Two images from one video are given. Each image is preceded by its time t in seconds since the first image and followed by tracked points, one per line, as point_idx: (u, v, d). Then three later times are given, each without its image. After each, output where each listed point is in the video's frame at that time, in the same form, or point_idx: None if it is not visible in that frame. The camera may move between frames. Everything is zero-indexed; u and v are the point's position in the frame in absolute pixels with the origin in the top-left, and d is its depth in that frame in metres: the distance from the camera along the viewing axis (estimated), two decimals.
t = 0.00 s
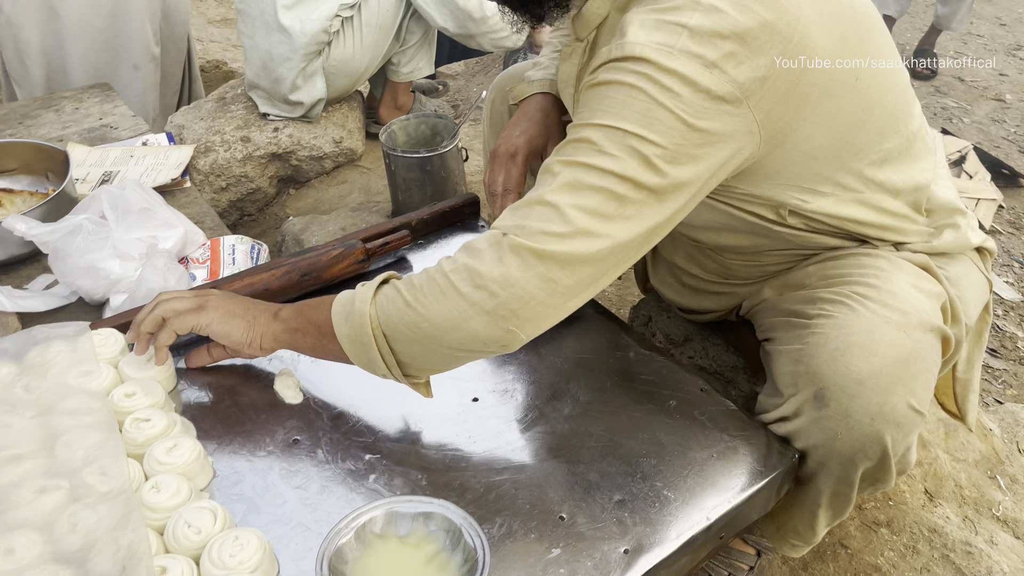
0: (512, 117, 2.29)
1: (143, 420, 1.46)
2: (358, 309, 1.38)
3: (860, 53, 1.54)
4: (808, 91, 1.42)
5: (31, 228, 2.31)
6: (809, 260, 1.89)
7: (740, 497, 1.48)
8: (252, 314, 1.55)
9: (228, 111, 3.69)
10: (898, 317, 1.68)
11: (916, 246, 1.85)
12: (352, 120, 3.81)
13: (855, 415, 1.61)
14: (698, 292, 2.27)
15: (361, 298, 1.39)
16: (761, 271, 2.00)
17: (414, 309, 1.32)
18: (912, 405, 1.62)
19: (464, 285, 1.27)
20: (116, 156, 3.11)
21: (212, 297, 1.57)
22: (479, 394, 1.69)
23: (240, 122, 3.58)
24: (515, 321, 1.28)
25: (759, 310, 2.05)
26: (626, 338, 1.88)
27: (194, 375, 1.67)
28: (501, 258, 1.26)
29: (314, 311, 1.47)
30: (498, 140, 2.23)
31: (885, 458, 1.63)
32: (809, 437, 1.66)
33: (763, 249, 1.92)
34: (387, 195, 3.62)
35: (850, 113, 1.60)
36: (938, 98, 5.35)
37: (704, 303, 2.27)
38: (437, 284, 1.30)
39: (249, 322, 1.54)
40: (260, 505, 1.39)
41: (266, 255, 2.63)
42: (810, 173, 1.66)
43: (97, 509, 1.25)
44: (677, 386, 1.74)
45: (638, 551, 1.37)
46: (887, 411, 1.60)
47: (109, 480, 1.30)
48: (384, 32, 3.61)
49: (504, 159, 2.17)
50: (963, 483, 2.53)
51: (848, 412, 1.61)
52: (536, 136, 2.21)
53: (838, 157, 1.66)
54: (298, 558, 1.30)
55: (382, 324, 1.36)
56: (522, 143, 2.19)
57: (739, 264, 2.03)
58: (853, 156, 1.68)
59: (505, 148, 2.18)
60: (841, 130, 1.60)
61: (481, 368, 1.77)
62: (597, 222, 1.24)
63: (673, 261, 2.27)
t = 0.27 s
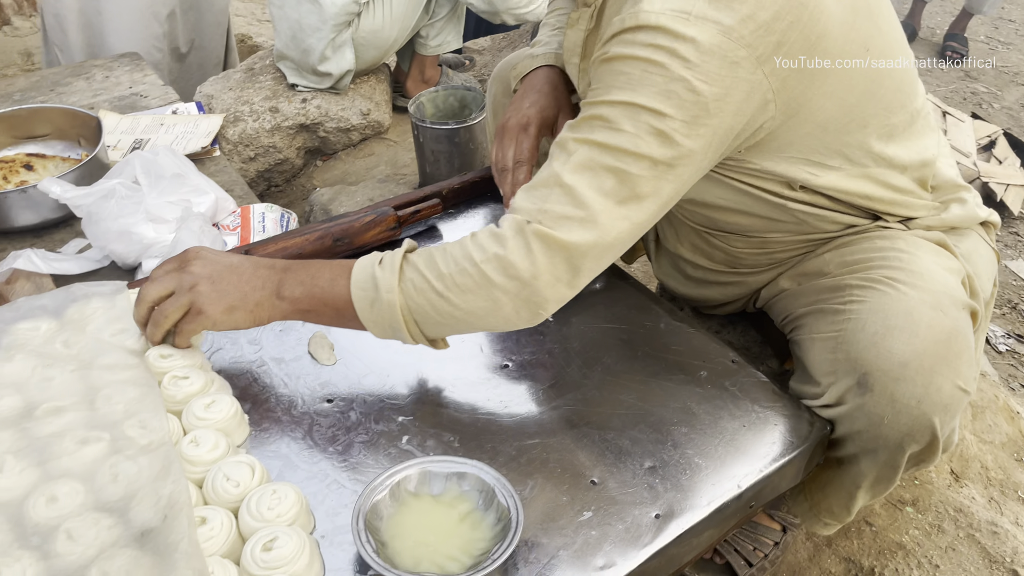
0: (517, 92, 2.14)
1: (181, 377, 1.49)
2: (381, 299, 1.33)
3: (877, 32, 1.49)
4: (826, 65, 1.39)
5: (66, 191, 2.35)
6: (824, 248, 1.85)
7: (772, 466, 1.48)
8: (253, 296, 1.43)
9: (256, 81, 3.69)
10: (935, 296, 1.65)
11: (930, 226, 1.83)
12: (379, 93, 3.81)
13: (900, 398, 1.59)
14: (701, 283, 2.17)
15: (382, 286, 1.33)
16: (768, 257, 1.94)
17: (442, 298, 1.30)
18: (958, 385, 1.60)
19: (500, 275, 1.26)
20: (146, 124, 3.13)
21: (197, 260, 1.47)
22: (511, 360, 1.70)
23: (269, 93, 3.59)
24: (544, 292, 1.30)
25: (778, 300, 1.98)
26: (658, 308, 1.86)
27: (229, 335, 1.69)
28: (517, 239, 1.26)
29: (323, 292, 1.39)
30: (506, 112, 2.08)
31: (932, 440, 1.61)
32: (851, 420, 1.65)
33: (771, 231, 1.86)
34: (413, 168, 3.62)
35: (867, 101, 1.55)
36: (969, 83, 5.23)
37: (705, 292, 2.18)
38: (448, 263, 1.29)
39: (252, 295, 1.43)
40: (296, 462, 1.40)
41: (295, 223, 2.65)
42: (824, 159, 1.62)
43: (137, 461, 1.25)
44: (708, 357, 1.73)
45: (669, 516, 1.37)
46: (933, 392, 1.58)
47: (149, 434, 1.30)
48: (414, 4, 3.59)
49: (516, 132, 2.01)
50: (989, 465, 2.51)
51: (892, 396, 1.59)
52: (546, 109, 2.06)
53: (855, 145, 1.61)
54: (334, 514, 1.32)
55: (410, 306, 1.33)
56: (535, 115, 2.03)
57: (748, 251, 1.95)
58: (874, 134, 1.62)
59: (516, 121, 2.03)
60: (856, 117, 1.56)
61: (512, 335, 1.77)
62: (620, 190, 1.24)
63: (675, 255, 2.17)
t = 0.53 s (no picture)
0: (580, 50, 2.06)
1: (212, 345, 1.49)
2: (445, 255, 1.30)
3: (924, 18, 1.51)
4: (884, 23, 1.41)
5: (96, 161, 2.37)
6: (873, 220, 1.80)
7: (803, 446, 1.46)
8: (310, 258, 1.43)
9: (283, 56, 3.69)
10: (990, 259, 1.64)
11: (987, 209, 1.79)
12: (405, 70, 3.79)
13: (953, 352, 1.56)
14: (738, 257, 2.10)
15: (444, 243, 1.29)
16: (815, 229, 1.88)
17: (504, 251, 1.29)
18: (1011, 345, 1.58)
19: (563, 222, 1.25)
20: (174, 98, 3.15)
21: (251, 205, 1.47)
22: (539, 337, 1.69)
23: (295, 68, 3.58)
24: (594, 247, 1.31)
25: (817, 274, 1.93)
26: (685, 288, 1.84)
27: (258, 307, 1.70)
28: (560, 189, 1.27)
29: (380, 251, 1.36)
30: (570, 69, 2.01)
31: (980, 400, 1.58)
32: (899, 376, 1.62)
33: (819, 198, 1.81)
34: (438, 146, 3.60)
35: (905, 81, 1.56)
36: (999, 69, 5.08)
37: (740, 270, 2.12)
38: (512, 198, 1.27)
39: (307, 253, 1.43)
40: (325, 433, 1.41)
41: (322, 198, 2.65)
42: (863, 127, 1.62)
43: (170, 427, 1.27)
44: (738, 337, 1.70)
45: (697, 494, 1.37)
46: (987, 348, 1.56)
47: (181, 401, 1.32)
48: None
49: (581, 89, 1.95)
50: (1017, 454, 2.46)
51: (945, 349, 1.57)
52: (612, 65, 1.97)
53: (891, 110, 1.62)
54: (363, 484, 1.32)
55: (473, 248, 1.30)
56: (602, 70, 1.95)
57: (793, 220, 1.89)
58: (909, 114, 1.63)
59: (582, 78, 1.96)
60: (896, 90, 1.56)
61: (540, 312, 1.76)
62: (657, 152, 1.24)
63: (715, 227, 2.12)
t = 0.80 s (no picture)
0: (609, 19, 2.07)
1: (231, 327, 1.48)
2: (665, 223, 1.32)
3: (1007, 15, 1.49)
4: None
5: (116, 141, 2.37)
6: (907, 203, 1.77)
7: (827, 437, 1.43)
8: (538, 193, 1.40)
9: (302, 37, 3.66)
10: None
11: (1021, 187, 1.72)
12: (424, 51, 3.76)
13: (994, 335, 1.49)
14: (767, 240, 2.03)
15: (668, 213, 1.31)
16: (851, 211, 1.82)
17: (727, 221, 1.30)
18: None
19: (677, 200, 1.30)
20: (193, 78, 3.14)
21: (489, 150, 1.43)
22: (559, 322, 1.66)
23: (314, 49, 3.56)
24: (808, 226, 1.31)
25: (846, 258, 1.88)
26: (707, 275, 1.81)
27: (277, 290, 1.69)
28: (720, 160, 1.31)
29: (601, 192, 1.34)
30: (602, 36, 2.01)
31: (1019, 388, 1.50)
32: (935, 360, 1.55)
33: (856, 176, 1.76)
34: (457, 129, 3.56)
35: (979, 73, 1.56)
36: None
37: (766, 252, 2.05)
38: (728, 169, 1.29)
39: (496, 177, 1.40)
40: (343, 416, 1.40)
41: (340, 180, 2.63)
42: (924, 111, 1.61)
43: (188, 409, 1.27)
44: (761, 326, 1.67)
45: (719, 485, 1.34)
46: None
47: (199, 382, 1.32)
48: None
49: (616, 54, 1.94)
50: None
51: (986, 332, 1.49)
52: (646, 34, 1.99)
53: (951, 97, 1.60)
54: (381, 469, 1.31)
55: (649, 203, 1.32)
56: (638, 37, 1.96)
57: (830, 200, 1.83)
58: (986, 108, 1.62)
59: (616, 45, 1.96)
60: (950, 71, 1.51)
61: (561, 298, 1.73)
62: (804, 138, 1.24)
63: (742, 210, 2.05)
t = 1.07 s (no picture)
0: (622, 5, 2.02)
1: (233, 322, 1.47)
2: (708, 219, 1.36)
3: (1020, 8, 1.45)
4: None
5: (121, 131, 2.34)
6: (929, 203, 1.70)
7: (838, 439, 1.39)
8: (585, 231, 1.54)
9: (311, 25, 3.63)
10: None
11: None
12: (434, 40, 3.71)
13: (1018, 342, 1.44)
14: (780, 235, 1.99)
15: (709, 206, 1.36)
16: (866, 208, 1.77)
17: (771, 216, 1.31)
18: None
19: (711, 203, 1.36)
20: (201, 66, 3.11)
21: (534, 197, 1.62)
22: (567, 319, 1.63)
23: (324, 37, 3.52)
24: (872, 215, 1.26)
25: (865, 259, 1.82)
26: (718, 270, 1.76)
27: (281, 283, 1.67)
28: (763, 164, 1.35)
29: (648, 219, 1.45)
30: (617, 22, 1.97)
31: None
32: (956, 366, 1.51)
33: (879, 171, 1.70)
34: (466, 118, 3.52)
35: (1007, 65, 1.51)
36: None
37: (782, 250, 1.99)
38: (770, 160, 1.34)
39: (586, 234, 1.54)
40: (346, 414, 1.38)
41: (348, 170, 2.60)
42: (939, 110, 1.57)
43: (188, 405, 1.26)
44: (773, 324, 1.63)
45: (727, 487, 1.31)
46: None
47: (200, 378, 1.31)
48: None
49: (631, 40, 1.90)
50: None
51: (1010, 338, 1.45)
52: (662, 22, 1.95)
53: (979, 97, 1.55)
54: (382, 468, 1.29)
55: (741, 234, 1.35)
56: (655, 22, 1.92)
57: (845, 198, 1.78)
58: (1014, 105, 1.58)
59: (632, 30, 1.92)
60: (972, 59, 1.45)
61: (568, 293, 1.70)
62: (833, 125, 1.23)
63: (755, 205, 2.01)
